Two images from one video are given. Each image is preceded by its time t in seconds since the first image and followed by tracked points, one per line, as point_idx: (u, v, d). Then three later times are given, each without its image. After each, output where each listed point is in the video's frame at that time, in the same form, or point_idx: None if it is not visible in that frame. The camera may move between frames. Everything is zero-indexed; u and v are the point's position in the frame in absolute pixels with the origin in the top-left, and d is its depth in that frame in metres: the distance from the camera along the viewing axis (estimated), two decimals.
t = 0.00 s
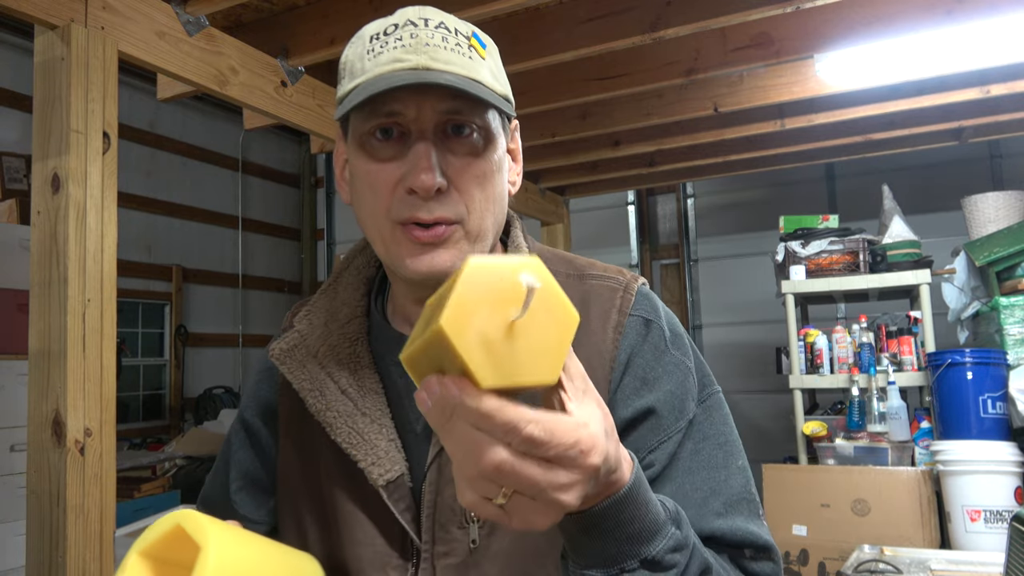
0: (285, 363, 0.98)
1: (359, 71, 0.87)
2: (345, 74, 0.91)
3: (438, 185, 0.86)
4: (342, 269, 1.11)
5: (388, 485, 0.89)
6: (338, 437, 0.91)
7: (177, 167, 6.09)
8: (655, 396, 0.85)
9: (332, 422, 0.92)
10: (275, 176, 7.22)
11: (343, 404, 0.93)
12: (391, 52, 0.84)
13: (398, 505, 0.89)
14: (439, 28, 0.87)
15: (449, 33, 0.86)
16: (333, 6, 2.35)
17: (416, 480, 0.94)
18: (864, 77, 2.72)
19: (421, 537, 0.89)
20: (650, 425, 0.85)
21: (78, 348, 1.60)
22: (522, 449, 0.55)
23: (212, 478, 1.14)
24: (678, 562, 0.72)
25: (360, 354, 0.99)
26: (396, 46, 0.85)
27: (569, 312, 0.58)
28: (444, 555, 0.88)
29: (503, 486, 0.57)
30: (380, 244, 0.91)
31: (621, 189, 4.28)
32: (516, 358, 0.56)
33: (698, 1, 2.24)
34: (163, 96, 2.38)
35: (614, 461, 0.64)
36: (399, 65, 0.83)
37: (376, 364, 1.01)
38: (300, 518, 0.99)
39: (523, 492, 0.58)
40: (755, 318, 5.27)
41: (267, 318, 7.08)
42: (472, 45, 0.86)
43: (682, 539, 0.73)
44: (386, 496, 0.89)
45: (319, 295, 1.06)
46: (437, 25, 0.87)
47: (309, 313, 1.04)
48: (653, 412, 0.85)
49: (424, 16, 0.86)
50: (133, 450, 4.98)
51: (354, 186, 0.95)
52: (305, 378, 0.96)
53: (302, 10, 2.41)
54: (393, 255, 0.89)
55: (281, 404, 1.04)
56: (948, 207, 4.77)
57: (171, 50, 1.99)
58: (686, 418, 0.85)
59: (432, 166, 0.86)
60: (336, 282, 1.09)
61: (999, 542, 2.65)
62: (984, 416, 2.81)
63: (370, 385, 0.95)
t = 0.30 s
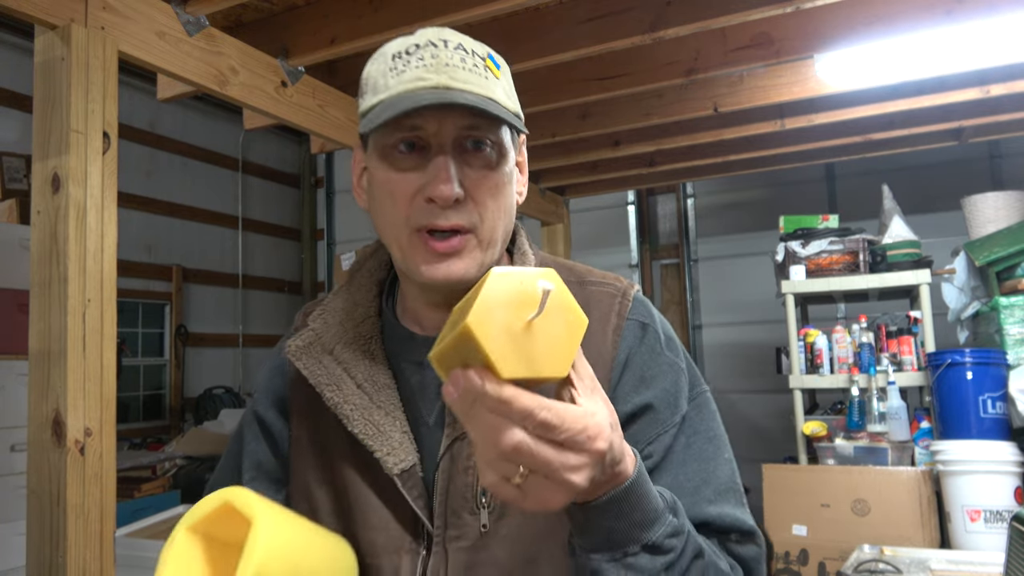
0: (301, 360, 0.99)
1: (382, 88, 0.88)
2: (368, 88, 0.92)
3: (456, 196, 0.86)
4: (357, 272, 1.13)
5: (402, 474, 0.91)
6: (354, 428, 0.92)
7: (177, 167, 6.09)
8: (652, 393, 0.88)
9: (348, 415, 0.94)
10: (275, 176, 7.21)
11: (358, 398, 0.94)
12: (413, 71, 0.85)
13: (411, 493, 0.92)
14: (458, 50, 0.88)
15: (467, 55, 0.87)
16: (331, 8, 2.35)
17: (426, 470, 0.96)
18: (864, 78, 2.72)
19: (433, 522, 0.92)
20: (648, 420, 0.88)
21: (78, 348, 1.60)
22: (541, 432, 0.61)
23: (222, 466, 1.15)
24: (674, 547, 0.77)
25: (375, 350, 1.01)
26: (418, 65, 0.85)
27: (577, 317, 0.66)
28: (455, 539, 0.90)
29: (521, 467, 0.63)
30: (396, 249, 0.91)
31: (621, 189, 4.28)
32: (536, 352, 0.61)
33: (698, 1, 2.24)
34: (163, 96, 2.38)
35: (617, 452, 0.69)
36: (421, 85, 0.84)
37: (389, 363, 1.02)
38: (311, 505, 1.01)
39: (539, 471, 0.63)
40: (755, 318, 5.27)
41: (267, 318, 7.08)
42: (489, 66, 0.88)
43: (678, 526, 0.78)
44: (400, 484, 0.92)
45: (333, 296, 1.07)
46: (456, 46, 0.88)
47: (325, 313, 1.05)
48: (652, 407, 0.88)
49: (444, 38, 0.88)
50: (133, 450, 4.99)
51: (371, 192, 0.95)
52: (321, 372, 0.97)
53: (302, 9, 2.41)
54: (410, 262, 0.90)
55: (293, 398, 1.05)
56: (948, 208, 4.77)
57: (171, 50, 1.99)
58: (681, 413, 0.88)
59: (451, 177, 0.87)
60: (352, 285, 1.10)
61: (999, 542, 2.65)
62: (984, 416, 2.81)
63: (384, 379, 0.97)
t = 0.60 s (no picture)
0: (313, 367, 0.99)
1: (440, 128, 0.88)
2: (415, 124, 0.90)
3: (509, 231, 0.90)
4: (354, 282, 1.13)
5: (414, 467, 0.94)
6: (369, 427, 0.94)
7: (177, 167, 6.09)
8: (636, 394, 0.92)
9: (363, 415, 0.95)
10: (275, 176, 7.21)
11: (371, 399, 0.95)
12: (476, 119, 0.88)
13: (423, 484, 0.94)
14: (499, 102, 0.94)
15: (509, 108, 0.94)
16: (331, 8, 2.35)
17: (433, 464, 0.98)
18: (863, 79, 2.72)
19: (444, 509, 0.94)
20: (631, 421, 0.91)
21: (78, 348, 1.60)
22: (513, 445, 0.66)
23: (223, 469, 1.13)
24: (657, 545, 0.79)
25: (383, 354, 1.01)
26: (476, 113, 0.89)
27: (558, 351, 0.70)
28: (466, 523, 0.92)
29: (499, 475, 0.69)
30: (437, 276, 0.92)
31: (621, 189, 4.28)
32: (518, 379, 0.68)
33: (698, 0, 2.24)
34: (163, 96, 2.38)
35: (601, 474, 0.72)
36: (486, 132, 0.87)
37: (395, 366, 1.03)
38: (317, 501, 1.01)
39: (512, 475, 0.67)
40: (755, 318, 5.27)
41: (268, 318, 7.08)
42: (521, 120, 0.95)
43: (663, 524, 0.80)
44: (412, 477, 0.94)
45: (342, 306, 1.06)
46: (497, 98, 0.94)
47: (331, 320, 1.04)
48: (635, 408, 0.91)
49: (489, 89, 0.93)
50: (133, 450, 4.99)
51: (409, 221, 0.94)
52: (333, 377, 0.98)
53: (302, 9, 2.41)
54: (458, 293, 0.92)
55: (302, 399, 1.05)
56: (949, 208, 4.77)
57: (171, 50, 1.99)
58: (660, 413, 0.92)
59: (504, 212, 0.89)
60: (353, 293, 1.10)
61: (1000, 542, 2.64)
62: (984, 416, 2.81)
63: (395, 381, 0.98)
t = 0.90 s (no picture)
0: (347, 378, 0.99)
1: (506, 175, 0.97)
2: (479, 165, 0.97)
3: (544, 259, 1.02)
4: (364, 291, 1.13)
5: (453, 460, 0.99)
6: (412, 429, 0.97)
7: (176, 167, 6.09)
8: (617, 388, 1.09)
9: (406, 418, 0.97)
10: (275, 176, 7.21)
11: (409, 402, 0.98)
12: (533, 167, 0.99)
13: (460, 473, 1.00)
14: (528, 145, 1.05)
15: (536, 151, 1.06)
16: (331, 8, 2.34)
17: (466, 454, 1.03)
18: (862, 79, 2.72)
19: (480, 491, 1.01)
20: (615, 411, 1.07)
21: (78, 348, 1.60)
22: (615, 437, 0.85)
23: (227, 479, 1.04)
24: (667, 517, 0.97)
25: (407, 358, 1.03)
26: (530, 160, 1.00)
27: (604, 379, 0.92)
28: (501, 501, 1.01)
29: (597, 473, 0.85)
30: (482, 297, 0.99)
31: (621, 189, 4.27)
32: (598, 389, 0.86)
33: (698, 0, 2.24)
34: (163, 96, 2.38)
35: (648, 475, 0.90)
36: (540, 180, 0.99)
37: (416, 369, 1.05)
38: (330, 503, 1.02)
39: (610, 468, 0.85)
40: (755, 317, 5.28)
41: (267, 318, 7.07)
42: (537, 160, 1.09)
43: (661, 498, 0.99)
44: (452, 470, 0.99)
45: (358, 314, 1.06)
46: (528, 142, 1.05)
47: (352, 329, 1.04)
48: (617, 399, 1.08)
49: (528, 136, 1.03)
50: (133, 450, 4.99)
51: (465, 251, 0.98)
52: (368, 386, 0.99)
53: (301, 9, 2.40)
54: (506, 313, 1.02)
55: (323, 407, 1.02)
56: (948, 208, 4.78)
57: (171, 50, 1.99)
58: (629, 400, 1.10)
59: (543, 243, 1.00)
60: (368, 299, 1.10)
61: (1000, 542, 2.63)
62: (984, 416, 2.81)
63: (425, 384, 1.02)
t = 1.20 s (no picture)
0: (419, 371, 0.95)
1: (570, 178, 1.00)
2: (549, 169, 0.99)
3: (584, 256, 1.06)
4: (389, 288, 1.10)
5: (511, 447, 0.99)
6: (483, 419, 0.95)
7: (177, 167, 6.09)
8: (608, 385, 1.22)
9: (478, 408, 0.96)
10: (275, 176, 7.21)
11: (477, 393, 0.97)
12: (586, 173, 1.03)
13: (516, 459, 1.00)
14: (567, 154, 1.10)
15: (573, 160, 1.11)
16: (331, 7, 2.33)
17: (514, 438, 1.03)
18: (862, 80, 2.73)
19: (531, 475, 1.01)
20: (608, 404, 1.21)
21: (78, 347, 1.60)
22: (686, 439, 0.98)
23: (286, 478, 0.90)
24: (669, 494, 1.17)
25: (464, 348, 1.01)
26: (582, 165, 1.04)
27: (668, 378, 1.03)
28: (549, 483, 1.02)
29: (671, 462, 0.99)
30: (538, 288, 1.01)
31: (621, 189, 4.27)
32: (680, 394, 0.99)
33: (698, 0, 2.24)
34: (163, 96, 2.38)
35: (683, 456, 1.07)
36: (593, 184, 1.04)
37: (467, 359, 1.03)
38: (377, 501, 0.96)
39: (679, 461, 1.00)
40: (755, 317, 5.28)
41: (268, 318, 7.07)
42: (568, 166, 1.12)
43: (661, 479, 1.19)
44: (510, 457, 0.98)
45: (413, 306, 1.02)
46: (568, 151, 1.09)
47: (411, 319, 1.00)
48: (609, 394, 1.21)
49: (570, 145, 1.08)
50: (133, 450, 4.99)
51: (533, 249, 0.99)
52: (440, 377, 0.95)
53: (302, 9, 2.40)
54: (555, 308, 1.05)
55: (388, 399, 0.95)
56: (948, 208, 4.78)
57: (171, 50, 1.99)
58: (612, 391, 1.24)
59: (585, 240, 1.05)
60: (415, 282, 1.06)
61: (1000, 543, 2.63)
62: (984, 416, 2.81)
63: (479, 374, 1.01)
